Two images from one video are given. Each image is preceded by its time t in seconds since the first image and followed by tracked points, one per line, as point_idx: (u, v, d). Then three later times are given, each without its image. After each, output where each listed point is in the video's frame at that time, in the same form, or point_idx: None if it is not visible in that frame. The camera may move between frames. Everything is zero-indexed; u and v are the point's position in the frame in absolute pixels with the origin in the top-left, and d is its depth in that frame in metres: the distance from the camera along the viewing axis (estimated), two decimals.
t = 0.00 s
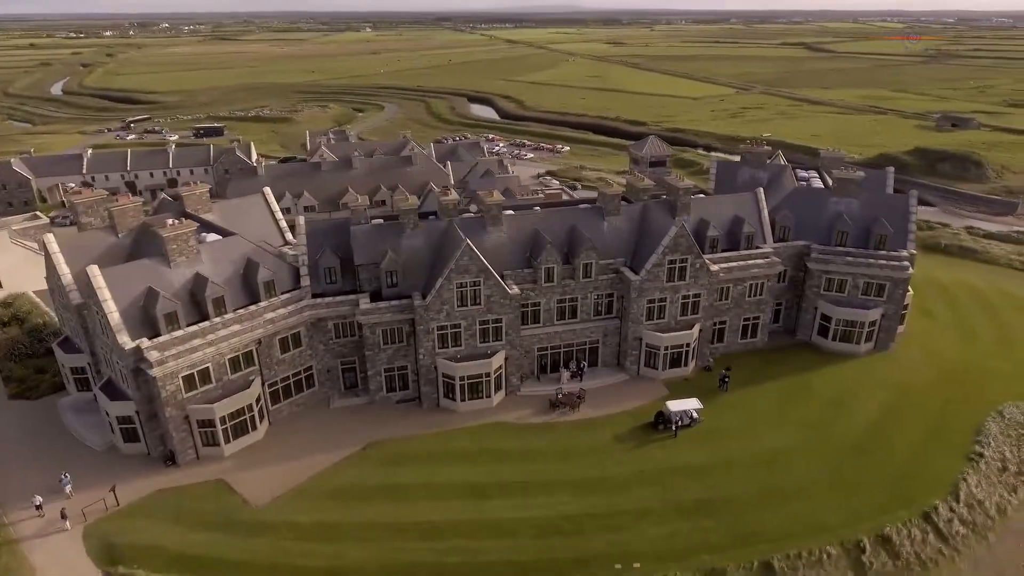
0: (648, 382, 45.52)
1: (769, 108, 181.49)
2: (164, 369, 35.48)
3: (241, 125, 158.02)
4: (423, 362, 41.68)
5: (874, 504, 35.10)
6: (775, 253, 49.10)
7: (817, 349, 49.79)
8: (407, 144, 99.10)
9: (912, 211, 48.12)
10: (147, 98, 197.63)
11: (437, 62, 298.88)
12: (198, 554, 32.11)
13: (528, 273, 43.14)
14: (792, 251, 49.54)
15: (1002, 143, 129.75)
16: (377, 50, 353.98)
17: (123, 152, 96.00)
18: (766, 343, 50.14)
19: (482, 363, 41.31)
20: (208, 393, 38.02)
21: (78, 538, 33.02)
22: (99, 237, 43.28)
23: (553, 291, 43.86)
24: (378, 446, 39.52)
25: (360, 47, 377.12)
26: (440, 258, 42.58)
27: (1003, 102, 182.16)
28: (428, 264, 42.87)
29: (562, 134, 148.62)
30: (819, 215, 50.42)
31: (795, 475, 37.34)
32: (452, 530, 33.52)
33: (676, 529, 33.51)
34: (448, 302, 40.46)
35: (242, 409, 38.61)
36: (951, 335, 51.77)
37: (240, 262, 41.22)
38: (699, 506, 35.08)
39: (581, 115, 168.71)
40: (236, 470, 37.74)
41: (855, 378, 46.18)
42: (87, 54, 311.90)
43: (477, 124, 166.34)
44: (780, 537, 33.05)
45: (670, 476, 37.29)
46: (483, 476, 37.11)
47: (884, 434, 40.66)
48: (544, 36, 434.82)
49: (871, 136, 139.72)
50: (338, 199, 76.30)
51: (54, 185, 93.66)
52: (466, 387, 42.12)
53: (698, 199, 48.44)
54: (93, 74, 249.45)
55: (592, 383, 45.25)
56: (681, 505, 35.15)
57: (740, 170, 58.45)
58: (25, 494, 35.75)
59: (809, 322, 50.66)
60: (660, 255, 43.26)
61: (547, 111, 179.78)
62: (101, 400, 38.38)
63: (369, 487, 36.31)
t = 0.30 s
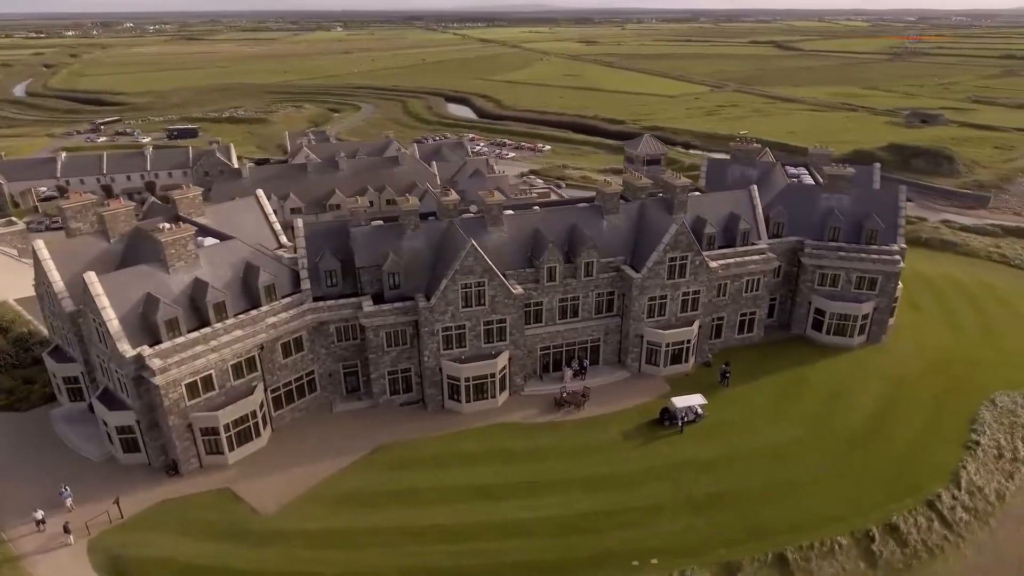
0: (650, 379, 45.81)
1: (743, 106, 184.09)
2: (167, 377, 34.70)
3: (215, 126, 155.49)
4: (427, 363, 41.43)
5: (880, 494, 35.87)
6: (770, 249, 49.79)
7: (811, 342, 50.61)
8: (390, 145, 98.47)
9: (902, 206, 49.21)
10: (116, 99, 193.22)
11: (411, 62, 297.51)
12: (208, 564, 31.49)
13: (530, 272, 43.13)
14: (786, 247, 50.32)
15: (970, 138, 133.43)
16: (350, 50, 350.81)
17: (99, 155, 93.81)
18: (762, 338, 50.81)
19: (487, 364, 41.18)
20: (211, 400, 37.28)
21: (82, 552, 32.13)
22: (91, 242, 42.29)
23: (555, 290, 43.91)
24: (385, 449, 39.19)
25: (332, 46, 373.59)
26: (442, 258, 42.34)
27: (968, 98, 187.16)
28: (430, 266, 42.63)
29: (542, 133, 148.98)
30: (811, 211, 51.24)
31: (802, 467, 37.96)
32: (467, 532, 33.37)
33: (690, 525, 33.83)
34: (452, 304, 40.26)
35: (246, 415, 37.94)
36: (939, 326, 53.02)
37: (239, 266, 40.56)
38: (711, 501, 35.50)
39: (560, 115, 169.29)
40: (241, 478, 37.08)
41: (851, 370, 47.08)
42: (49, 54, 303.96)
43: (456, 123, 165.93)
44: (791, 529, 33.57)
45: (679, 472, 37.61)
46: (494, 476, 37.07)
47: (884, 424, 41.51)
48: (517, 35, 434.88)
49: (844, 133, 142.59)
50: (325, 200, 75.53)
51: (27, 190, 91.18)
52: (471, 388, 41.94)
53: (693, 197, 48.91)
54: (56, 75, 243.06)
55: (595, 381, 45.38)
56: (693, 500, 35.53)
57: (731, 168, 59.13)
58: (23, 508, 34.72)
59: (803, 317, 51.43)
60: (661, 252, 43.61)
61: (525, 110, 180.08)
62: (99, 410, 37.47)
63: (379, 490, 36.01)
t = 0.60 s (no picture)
0: (655, 377, 46.01)
1: (726, 104, 185.76)
2: (175, 383, 34.14)
3: (197, 127, 153.55)
4: (435, 365, 41.21)
5: (889, 486, 36.34)
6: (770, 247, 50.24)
7: (811, 338, 51.16)
8: (380, 145, 97.94)
9: (899, 203, 49.90)
10: (93, 100, 189.92)
11: (393, 62, 296.15)
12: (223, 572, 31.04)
13: (537, 272, 43.10)
14: (786, 244, 50.83)
15: (950, 135, 135.90)
16: (330, 49, 348.00)
17: (82, 158, 92.22)
18: (763, 335, 51.28)
19: (496, 364, 41.08)
20: (218, 406, 36.74)
21: (92, 563, 31.50)
22: (89, 246, 41.46)
23: (561, 290, 43.90)
24: (395, 452, 38.91)
25: (311, 46, 370.47)
26: (448, 259, 42.14)
27: (946, 96, 190.66)
28: (436, 267, 42.42)
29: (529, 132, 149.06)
30: (809, 209, 51.79)
31: (810, 461, 38.37)
32: (484, 533, 33.25)
33: (705, 522, 34.00)
34: (461, 304, 40.08)
35: (254, 420, 37.47)
36: (934, 320, 53.89)
37: (244, 269, 40.04)
38: (724, 497, 35.71)
39: (545, 114, 169.55)
40: (250, 483, 36.58)
41: (852, 365, 47.71)
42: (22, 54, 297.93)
43: (441, 123, 165.47)
44: (804, 523, 33.88)
45: (691, 470, 37.76)
46: (507, 478, 37.00)
47: (889, 417, 42.08)
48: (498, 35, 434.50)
49: (827, 131, 144.56)
50: (318, 201, 74.94)
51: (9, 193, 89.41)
52: (479, 389, 41.80)
53: (694, 195, 49.17)
54: (30, 76, 238.34)
55: (601, 380, 45.48)
56: (706, 497, 35.71)
57: (727, 166, 59.57)
58: (28, 519, 34.00)
59: (802, 313, 51.96)
60: (666, 251, 43.84)
61: (510, 109, 180.14)
62: (103, 418, 36.83)
63: (392, 494, 35.75)
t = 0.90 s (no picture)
0: (662, 376, 46.21)
1: (712, 103, 187.19)
2: (185, 389, 33.63)
3: (181, 128, 151.72)
4: (445, 367, 41.03)
5: (899, 481, 36.79)
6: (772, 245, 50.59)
7: (813, 335, 51.65)
8: (372, 146, 97.53)
9: (898, 201, 50.56)
10: (73, 101, 186.89)
11: (377, 62, 294.74)
12: None
13: (544, 273, 43.07)
14: (787, 243, 51.22)
15: (933, 133, 137.96)
16: (313, 49, 345.48)
17: (69, 159, 90.81)
18: (765, 332, 51.69)
19: (505, 366, 41.00)
20: (227, 411, 36.26)
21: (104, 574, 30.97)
22: (91, 250, 40.74)
23: (568, 290, 43.88)
24: (408, 455, 38.74)
25: (294, 45, 367.36)
26: (457, 260, 41.94)
27: (927, 94, 193.48)
28: (444, 269, 42.22)
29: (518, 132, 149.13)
30: (809, 208, 52.27)
31: (820, 457, 38.73)
32: (501, 536, 33.22)
33: (720, 521, 34.17)
34: (470, 306, 39.92)
35: (264, 425, 37.05)
36: (931, 316, 54.65)
37: (250, 272, 39.63)
38: (737, 494, 35.96)
39: (533, 114, 169.75)
40: (262, 489, 36.18)
41: (855, 361, 48.25)
42: None
43: (429, 123, 164.98)
44: (818, 520, 34.18)
45: (703, 468, 37.95)
46: (521, 480, 37.00)
47: (894, 413, 42.61)
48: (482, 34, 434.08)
49: (813, 129, 146.17)
50: (313, 203, 74.41)
51: None
52: (489, 390, 41.69)
53: (697, 194, 49.43)
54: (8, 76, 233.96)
55: (608, 380, 45.57)
56: (720, 495, 35.91)
57: (725, 166, 59.97)
58: (36, 530, 33.37)
59: (804, 311, 52.41)
60: (673, 250, 44.01)
61: (498, 109, 180.10)
62: (110, 425, 36.25)
63: (407, 497, 35.60)
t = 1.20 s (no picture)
0: (669, 374, 46.41)
1: (696, 102, 188.79)
2: (199, 396, 33.02)
3: (164, 130, 149.52)
4: (456, 369, 40.80)
5: (909, 475, 37.36)
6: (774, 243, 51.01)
7: (814, 332, 52.20)
8: (362, 146, 96.93)
9: (896, 198, 51.23)
10: (50, 102, 183.27)
11: (359, 61, 292.95)
12: None
13: (553, 274, 43.01)
14: (789, 241, 51.69)
15: (914, 130, 140.29)
16: (293, 49, 342.52)
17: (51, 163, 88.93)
18: (768, 329, 52.13)
19: (517, 367, 40.89)
20: (239, 418, 35.70)
21: None
22: (93, 255, 39.89)
23: (577, 291, 43.87)
24: (421, 459, 38.46)
25: (273, 45, 363.85)
26: (466, 262, 41.74)
27: (905, 92, 196.77)
28: (453, 271, 42.00)
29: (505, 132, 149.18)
30: (808, 206, 52.80)
31: (831, 452, 39.18)
32: (522, 538, 33.08)
33: (738, 518, 34.41)
34: (482, 308, 39.73)
35: (276, 432, 36.54)
36: (928, 311, 55.56)
37: (258, 277, 39.08)
38: (754, 492, 36.21)
39: (519, 113, 169.88)
40: (276, 497, 35.68)
41: (857, 357, 48.78)
42: None
43: (415, 123, 164.41)
44: (834, 515, 34.55)
45: (717, 466, 38.15)
46: (537, 481, 36.92)
47: (899, 407, 43.18)
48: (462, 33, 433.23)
49: (797, 127, 147.95)
50: (307, 204, 73.70)
51: None
52: (500, 392, 41.54)
53: (700, 194, 49.73)
54: None
55: (616, 379, 45.63)
56: (736, 493, 36.14)
57: (723, 165, 60.41)
58: (46, 544, 32.59)
59: (805, 308, 52.94)
60: (680, 249, 44.23)
61: (483, 109, 179.86)
62: (118, 434, 35.52)
63: (424, 501, 35.34)
